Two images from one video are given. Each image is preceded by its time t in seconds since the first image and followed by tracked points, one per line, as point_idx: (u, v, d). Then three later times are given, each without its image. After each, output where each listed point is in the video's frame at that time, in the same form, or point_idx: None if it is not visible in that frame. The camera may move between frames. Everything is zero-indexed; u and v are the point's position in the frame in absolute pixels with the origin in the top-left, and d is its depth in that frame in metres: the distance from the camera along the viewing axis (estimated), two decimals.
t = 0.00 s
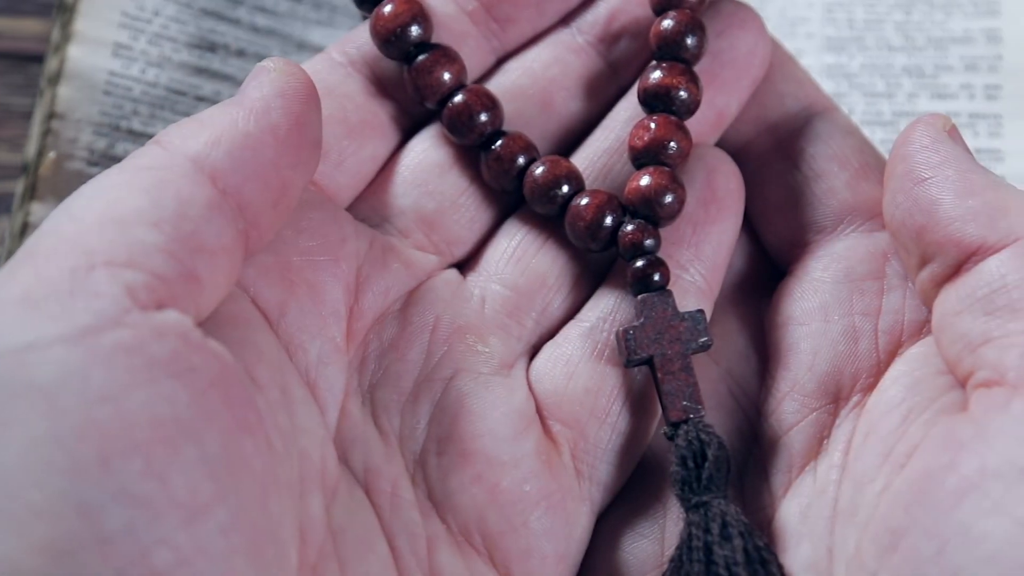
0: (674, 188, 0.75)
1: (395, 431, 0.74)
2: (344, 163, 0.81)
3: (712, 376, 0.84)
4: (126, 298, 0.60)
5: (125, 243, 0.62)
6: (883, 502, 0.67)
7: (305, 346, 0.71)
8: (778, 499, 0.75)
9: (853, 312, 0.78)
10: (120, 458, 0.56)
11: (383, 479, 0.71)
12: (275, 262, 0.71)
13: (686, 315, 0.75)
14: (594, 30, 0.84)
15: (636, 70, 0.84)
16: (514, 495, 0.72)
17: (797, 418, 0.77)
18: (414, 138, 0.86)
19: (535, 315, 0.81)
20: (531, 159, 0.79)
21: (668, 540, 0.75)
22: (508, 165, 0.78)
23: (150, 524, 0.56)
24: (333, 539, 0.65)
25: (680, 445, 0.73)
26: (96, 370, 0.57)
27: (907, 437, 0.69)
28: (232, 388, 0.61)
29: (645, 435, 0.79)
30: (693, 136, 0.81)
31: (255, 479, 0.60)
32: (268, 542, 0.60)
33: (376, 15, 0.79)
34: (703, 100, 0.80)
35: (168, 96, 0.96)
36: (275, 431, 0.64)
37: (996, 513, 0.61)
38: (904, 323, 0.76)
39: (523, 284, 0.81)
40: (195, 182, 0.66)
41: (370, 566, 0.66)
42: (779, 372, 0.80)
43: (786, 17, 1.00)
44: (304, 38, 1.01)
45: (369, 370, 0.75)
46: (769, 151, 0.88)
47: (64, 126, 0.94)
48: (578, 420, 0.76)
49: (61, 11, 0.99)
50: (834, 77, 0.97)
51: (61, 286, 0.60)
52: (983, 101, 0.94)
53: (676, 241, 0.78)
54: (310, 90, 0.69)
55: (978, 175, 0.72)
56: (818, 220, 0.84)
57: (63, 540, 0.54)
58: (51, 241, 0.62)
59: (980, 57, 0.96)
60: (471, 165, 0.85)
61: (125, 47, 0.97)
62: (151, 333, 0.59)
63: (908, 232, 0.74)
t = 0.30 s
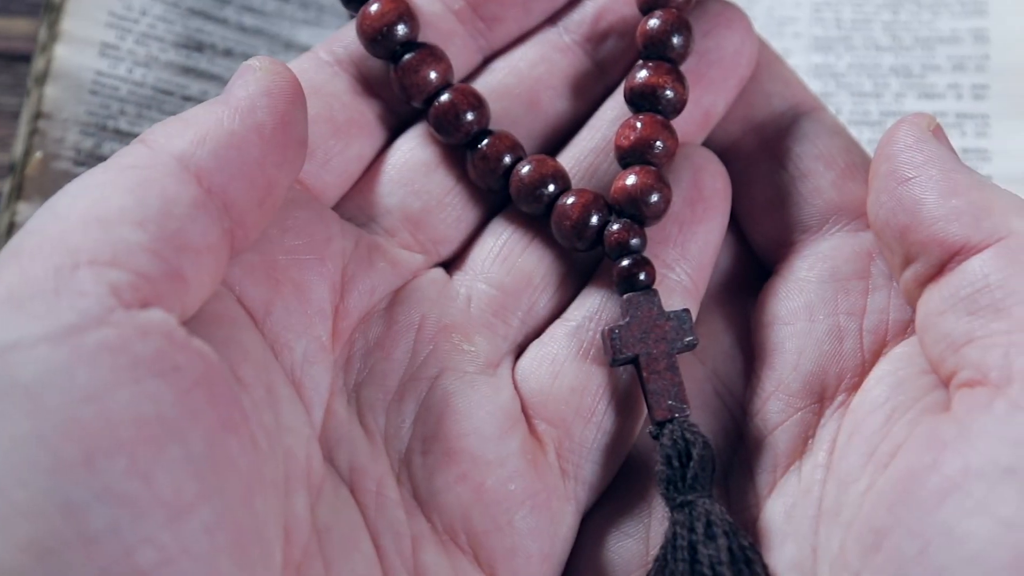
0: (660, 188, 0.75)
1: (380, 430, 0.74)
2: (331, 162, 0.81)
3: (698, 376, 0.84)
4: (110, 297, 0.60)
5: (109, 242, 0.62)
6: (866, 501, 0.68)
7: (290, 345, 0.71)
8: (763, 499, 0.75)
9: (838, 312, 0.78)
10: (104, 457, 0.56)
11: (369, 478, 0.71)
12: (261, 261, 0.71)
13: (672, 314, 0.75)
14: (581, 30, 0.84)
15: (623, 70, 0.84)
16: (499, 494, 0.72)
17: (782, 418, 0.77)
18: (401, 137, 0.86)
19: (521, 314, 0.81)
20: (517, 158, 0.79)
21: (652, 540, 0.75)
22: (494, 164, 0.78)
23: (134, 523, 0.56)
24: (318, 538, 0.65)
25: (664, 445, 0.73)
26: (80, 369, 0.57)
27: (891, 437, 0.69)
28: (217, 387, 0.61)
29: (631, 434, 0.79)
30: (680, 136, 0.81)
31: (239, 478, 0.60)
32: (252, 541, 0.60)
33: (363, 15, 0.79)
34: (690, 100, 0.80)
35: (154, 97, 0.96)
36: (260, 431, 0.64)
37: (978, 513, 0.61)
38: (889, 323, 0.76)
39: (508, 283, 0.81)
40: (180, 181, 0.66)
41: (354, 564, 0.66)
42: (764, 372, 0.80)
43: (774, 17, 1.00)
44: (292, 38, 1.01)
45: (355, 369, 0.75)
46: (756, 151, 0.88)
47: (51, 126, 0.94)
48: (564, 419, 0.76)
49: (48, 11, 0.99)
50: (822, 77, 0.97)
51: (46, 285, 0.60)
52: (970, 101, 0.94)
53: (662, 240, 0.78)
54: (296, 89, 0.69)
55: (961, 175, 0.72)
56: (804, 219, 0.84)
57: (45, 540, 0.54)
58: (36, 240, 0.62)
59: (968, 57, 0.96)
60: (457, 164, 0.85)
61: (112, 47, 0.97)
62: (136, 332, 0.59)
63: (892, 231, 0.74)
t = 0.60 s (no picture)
0: (646, 187, 0.75)
1: (366, 430, 0.74)
2: (316, 162, 0.81)
3: (684, 376, 0.84)
4: (93, 297, 0.60)
5: (93, 241, 0.62)
6: (850, 501, 0.68)
7: (276, 344, 0.71)
8: (748, 499, 0.75)
9: (823, 312, 0.78)
10: (87, 457, 0.56)
11: (354, 478, 0.71)
12: (246, 260, 0.71)
13: (658, 314, 0.75)
14: (568, 29, 0.84)
15: (609, 70, 0.84)
16: (484, 494, 0.72)
17: (767, 418, 0.77)
18: (387, 137, 0.86)
19: (507, 314, 0.81)
20: (503, 158, 0.79)
21: (638, 539, 0.75)
22: (480, 164, 0.78)
23: (117, 523, 0.56)
24: (302, 537, 0.65)
25: (650, 444, 0.73)
26: (63, 369, 0.57)
27: (875, 437, 0.69)
28: (201, 386, 0.61)
29: (616, 434, 0.79)
30: (666, 136, 0.81)
31: (223, 477, 0.60)
32: (236, 542, 0.60)
33: (349, 14, 0.79)
34: (676, 99, 0.80)
35: (141, 96, 0.97)
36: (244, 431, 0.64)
37: (960, 513, 0.61)
38: (874, 323, 0.76)
39: (494, 283, 0.81)
40: (165, 180, 0.66)
41: (339, 564, 0.66)
42: (750, 372, 0.80)
43: (761, 17, 1.00)
44: (279, 38, 1.02)
45: (340, 369, 0.75)
46: (742, 151, 0.89)
47: (38, 126, 0.94)
48: (549, 418, 0.76)
49: (34, 10, 0.98)
50: (809, 77, 0.97)
51: (29, 284, 0.60)
52: (957, 101, 0.94)
53: (648, 240, 0.78)
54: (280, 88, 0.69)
55: (945, 175, 0.73)
56: (790, 219, 0.84)
57: (29, 540, 0.55)
58: (20, 240, 0.62)
59: (955, 57, 0.96)
60: (443, 164, 0.85)
61: (99, 47, 0.97)
62: (119, 332, 0.59)
63: (877, 231, 0.75)
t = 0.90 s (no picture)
0: (631, 187, 0.75)
1: (351, 429, 0.74)
2: (302, 162, 0.81)
3: (670, 375, 0.84)
4: (77, 296, 0.60)
5: (77, 240, 0.62)
6: (835, 501, 0.68)
7: (260, 344, 0.71)
8: (734, 499, 0.75)
9: (809, 312, 0.78)
10: (69, 456, 0.56)
11: (338, 477, 0.71)
12: (231, 260, 0.71)
13: (643, 314, 0.75)
14: (554, 29, 0.84)
15: (596, 70, 0.84)
16: (469, 493, 0.72)
17: (752, 418, 0.77)
18: (374, 137, 0.86)
19: (493, 313, 0.81)
20: (489, 158, 0.79)
21: (623, 539, 0.75)
22: (466, 164, 0.78)
23: (99, 522, 0.55)
24: (287, 537, 0.65)
25: (635, 444, 0.73)
26: (46, 367, 0.57)
27: (859, 437, 0.69)
28: (184, 386, 0.61)
29: (602, 434, 0.79)
30: (652, 135, 0.81)
31: (206, 477, 0.60)
32: (219, 541, 0.60)
33: (335, 14, 0.79)
34: (662, 99, 0.80)
35: (129, 96, 0.97)
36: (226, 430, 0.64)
37: (943, 513, 0.61)
38: (860, 323, 0.76)
39: (480, 282, 0.81)
40: (150, 180, 0.66)
41: (323, 563, 0.66)
42: (735, 372, 0.80)
43: (749, 17, 1.00)
44: (266, 37, 1.02)
45: (326, 368, 0.75)
46: (729, 150, 0.89)
47: (25, 126, 0.94)
48: (535, 418, 0.76)
49: (21, 10, 0.98)
50: (797, 76, 0.97)
51: (13, 283, 0.60)
52: (945, 101, 0.94)
53: (634, 239, 0.78)
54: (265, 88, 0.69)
55: (931, 175, 0.73)
56: (777, 219, 0.84)
57: (11, 539, 0.54)
58: (4, 239, 0.62)
59: (943, 56, 0.96)
60: (430, 164, 0.85)
61: (87, 47, 0.97)
62: (103, 331, 0.59)
63: (862, 231, 0.75)
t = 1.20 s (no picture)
0: (618, 187, 0.75)
1: (337, 429, 0.74)
2: (290, 161, 0.81)
3: (656, 375, 0.84)
4: (62, 295, 0.60)
5: (63, 240, 0.62)
6: (819, 502, 0.68)
7: (247, 344, 0.71)
8: (719, 499, 0.75)
9: (795, 312, 0.78)
10: (55, 456, 0.56)
11: (325, 477, 0.71)
12: (217, 259, 0.71)
13: (630, 314, 0.76)
14: (542, 29, 0.84)
15: (584, 70, 0.84)
16: (455, 493, 0.72)
17: (738, 418, 0.77)
18: (361, 136, 0.86)
19: (480, 313, 0.81)
20: (476, 157, 0.79)
21: (609, 539, 0.75)
22: (453, 163, 0.78)
23: (85, 522, 0.56)
24: (272, 536, 0.66)
25: (621, 444, 0.73)
26: (31, 366, 0.57)
27: (844, 437, 0.69)
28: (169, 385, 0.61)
29: (588, 433, 0.79)
30: (640, 136, 0.81)
31: (192, 476, 0.60)
32: (205, 540, 0.60)
33: (323, 13, 0.79)
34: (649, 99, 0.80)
35: (117, 95, 0.97)
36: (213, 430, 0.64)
37: (926, 513, 0.62)
38: (846, 323, 0.76)
39: (467, 282, 0.81)
40: (136, 179, 0.66)
41: (309, 563, 0.67)
42: (722, 372, 0.80)
43: (737, 16, 1.00)
44: (255, 37, 1.03)
45: (312, 368, 0.75)
46: (716, 151, 0.89)
47: (12, 125, 0.94)
48: (521, 418, 0.76)
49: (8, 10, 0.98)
50: (785, 76, 0.97)
51: None
52: (932, 101, 0.94)
53: (621, 239, 0.78)
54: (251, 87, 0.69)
55: (916, 175, 0.73)
56: (763, 219, 0.84)
57: None
58: None
59: (930, 56, 0.96)
60: (417, 164, 0.85)
61: (74, 45, 0.97)
62: (88, 330, 0.59)
63: (848, 232, 0.75)
